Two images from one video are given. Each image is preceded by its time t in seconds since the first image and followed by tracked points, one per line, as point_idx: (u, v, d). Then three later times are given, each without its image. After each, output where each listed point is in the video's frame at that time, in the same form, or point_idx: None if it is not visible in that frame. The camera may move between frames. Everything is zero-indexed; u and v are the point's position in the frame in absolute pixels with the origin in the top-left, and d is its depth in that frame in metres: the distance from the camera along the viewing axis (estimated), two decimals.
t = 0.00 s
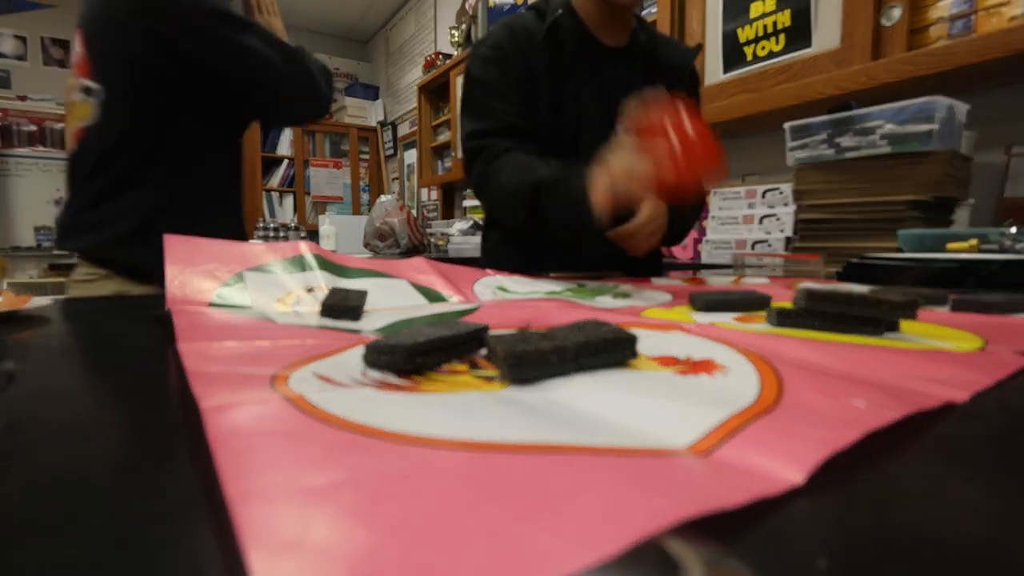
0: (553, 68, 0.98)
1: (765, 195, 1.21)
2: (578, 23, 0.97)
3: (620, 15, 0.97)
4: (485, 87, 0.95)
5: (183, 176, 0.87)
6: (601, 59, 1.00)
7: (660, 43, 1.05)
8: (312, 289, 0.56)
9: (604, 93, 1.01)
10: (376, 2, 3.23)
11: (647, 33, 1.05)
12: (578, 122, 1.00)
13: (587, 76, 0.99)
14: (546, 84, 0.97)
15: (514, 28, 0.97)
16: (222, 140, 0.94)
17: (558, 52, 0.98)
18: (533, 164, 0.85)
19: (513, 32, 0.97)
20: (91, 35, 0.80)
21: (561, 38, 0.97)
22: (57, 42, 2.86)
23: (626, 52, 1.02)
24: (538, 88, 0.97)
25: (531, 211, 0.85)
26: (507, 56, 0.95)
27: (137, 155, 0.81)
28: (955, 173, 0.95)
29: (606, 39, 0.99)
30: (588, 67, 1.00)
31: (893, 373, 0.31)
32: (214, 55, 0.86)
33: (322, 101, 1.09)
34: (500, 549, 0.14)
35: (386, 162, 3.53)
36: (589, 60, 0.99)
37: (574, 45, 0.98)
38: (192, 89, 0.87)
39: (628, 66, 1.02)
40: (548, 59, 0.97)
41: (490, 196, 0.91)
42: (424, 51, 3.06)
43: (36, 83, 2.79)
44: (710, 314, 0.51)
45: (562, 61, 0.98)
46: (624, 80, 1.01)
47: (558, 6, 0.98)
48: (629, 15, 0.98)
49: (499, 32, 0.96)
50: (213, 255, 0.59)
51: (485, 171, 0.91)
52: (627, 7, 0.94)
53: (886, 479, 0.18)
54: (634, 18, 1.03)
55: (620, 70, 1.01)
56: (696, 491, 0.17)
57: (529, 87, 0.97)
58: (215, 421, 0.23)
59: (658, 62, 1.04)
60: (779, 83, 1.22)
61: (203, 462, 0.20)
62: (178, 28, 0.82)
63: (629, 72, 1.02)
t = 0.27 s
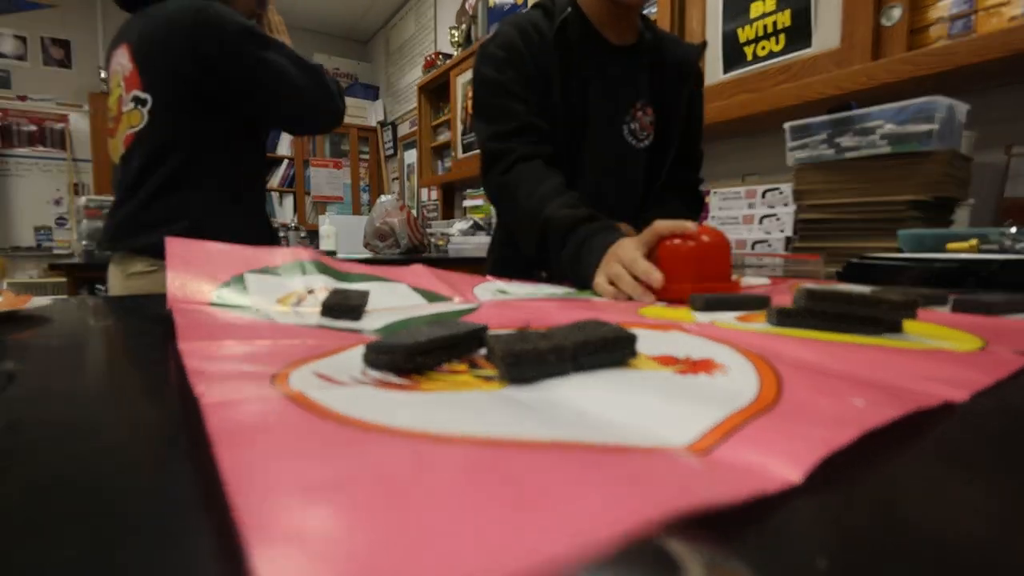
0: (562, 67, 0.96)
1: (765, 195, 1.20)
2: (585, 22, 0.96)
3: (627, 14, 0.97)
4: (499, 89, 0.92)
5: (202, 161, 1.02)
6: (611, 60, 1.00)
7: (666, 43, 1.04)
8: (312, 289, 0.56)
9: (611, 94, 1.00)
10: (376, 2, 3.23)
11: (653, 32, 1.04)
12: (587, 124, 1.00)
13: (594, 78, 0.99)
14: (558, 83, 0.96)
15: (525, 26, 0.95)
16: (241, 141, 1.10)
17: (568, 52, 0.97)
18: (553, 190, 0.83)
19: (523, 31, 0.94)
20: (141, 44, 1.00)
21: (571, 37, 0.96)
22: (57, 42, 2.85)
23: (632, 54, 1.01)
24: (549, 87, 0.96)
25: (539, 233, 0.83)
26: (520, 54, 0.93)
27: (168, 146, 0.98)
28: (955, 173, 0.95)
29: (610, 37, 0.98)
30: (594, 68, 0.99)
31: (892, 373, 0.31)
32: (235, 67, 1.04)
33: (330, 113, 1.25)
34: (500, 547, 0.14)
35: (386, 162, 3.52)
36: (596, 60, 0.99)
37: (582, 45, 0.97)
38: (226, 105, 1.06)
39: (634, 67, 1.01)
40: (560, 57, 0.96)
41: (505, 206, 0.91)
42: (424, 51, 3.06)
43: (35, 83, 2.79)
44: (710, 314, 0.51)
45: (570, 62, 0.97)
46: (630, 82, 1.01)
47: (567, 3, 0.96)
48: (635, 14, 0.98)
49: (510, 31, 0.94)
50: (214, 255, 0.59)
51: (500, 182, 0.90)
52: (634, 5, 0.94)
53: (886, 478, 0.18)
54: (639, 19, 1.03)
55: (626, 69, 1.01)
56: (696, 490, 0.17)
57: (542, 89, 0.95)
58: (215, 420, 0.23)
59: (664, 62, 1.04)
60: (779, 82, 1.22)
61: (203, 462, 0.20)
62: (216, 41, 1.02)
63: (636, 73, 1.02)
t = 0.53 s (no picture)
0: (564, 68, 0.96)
1: (765, 195, 1.20)
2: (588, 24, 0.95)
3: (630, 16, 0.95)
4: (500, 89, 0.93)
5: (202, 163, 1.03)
6: (614, 62, 0.99)
7: (667, 46, 1.04)
8: (312, 289, 0.56)
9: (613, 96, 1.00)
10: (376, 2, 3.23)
11: (656, 35, 1.04)
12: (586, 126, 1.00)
13: (596, 81, 0.99)
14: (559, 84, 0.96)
15: (527, 27, 0.95)
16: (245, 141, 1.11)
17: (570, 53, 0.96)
18: (546, 177, 0.83)
19: (524, 31, 0.95)
20: (145, 49, 1.03)
21: (575, 38, 0.95)
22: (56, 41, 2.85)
23: (637, 56, 1.00)
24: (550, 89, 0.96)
25: (535, 218, 0.83)
26: (522, 54, 0.93)
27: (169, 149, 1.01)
28: (955, 173, 0.95)
29: (612, 40, 0.97)
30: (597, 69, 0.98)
31: (892, 373, 0.31)
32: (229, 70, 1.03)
33: (332, 109, 1.22)
34: (500, 548, 0.14)
35: (386, 162, 3.52)
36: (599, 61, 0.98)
37: (585, 46, 0.97)
38: (227, 107, 1.06)
39: (636, 69, 1.01)
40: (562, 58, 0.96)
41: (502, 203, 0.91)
42: (424, 51, 3.06)
43: (35, 83, 2.79)
44: (710, 314, 0.51)
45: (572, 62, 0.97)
46: (631, 84, 1.01)
47: (571, 4, 0.95)
48: (637, 16, 0.97)
49: (512, 32, 0.94)
50: (214, 255, 0.59)
51: (497, 176, 0.91)
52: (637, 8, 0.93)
53: (886, 479, 0.18)
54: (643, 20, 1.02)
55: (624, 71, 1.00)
56: (696, 491, 0.17)
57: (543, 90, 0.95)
58: (215, 421, 0.23)
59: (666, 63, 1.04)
60: (778, 83, 1.22)
61: (203, 463, 0.20)
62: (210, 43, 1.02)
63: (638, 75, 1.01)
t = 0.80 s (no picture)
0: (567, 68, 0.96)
1: (765, 196, 1.21)
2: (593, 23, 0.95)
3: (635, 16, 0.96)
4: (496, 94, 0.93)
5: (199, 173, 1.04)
6: (618, 63, 0.99)
7: (676, 46, 1.06)
8: (312, 289, 0.56)
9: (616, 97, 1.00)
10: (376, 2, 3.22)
11: (661, 36, 1.04)
12: (589, 126, 1.00)
13: (600, 82, 0.99)
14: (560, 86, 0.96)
15: (529, 29, 0.95)
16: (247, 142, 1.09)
17: (573, 52, 0.96)
18: (549, 186, 0.83)
19: (526, 32, 0.95)
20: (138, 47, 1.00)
21: (578, 39, 0.95)
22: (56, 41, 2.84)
23: (640, 56, 1.01)
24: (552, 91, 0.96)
25: (538, 225, 0.81)
26: (521, 57, 0.93)
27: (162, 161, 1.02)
28: (955, 173, 0.95)
29: (616, 40, 0.98)
30: (600, 70, 0.99)
31: (891, 373, 0.31)
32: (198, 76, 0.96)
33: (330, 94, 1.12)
34: (500, 548, 0.14)
35: (386, 162, 3.52)
36: (601, 62, 0.98)
37: (588, 47, 0.97)
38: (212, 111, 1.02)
39: (640, 70, 1.01)
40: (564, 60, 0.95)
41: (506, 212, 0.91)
42: (424, 51, 3.06)
43: (35, 83, 2.79)
44: (710, 314, 0.51)
45: (575, 62, 0.97)
46: (634, 85, 1.01)
47: (575, 5, 0.95)
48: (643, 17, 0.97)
49: (513, 35, 0.94)
50: (214, 255, 0.59)
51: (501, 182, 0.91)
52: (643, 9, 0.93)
53: (885, 479, 0.18)
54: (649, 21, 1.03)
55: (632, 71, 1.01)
56: (696, 491, 0.17)
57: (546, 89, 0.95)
58: (215, 420, 0.23)
59: (672, 67, 1.05)
60: (778, 83, 1.22)
61: (203, 463, 0.20)
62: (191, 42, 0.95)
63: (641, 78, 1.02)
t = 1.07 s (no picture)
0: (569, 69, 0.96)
1: (765, 196, 1.22)
2: (597, 24, 0.95)
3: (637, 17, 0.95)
4: (498, 93, 0.93)
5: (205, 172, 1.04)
6: (621, 64, 0.99)
7: (680, 45, 1.04)
8: (312, 289, 0.56)
9: (619, 98, 1.00)
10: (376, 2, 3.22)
11: (667, 36, 1.04)
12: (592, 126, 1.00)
13: (603, 84, 0.99)
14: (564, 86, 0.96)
15: (532, 29, 0.95)
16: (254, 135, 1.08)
17: (577, 53, 0.96)
18: (552, 186, 0.83)
19: (529, 33, 0.95)
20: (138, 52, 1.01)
21: (581, 38, 0.95)
22: (56, 42, 2.84)
23: (644, 57, 1.00)
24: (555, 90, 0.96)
25: (543, 225, 0.81)
26: (523, 57, 0.93)
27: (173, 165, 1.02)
28: (955, 173, 0.95)
29: (619, 40, 0.97)
30: (603, 71, 0.98)
31: (890, 373, 0.31)
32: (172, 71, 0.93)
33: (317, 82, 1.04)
34: (500, 548, 0.14)
35: (386, 162, 3.52)
36: (605, 63, 0.98)
37: (592, 46, 0.96)
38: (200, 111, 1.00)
39: (644, 70, 1.01)
40: (567, 59, 0.95)
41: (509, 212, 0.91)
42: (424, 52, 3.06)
43: (35, 83, 2.78)
44: (710, 314, 0.51)
45: (578, 63, 0.97)
46: (638, 86, 1.01)
47: (579, 5, 0.95)
48: (648, 17, 0.97)
49: (516, 35, 0.94)
50: (214, 255, 0.59)
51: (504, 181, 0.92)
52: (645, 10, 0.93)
53: (885, 478, 0.18)
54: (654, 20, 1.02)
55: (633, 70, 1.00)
56: (696, 490, 0.17)
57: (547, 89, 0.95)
58: (215, 420, 0.23)
59: (677, 68, 1.04)
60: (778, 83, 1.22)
61: (203, 462, 0.20)
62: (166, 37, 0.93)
63: (645, 80, 1.01)
